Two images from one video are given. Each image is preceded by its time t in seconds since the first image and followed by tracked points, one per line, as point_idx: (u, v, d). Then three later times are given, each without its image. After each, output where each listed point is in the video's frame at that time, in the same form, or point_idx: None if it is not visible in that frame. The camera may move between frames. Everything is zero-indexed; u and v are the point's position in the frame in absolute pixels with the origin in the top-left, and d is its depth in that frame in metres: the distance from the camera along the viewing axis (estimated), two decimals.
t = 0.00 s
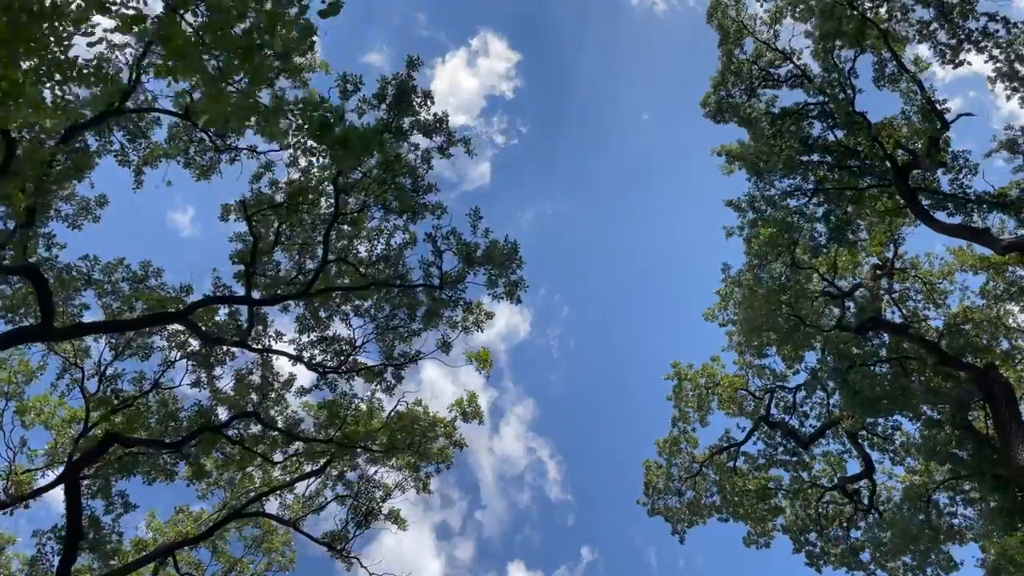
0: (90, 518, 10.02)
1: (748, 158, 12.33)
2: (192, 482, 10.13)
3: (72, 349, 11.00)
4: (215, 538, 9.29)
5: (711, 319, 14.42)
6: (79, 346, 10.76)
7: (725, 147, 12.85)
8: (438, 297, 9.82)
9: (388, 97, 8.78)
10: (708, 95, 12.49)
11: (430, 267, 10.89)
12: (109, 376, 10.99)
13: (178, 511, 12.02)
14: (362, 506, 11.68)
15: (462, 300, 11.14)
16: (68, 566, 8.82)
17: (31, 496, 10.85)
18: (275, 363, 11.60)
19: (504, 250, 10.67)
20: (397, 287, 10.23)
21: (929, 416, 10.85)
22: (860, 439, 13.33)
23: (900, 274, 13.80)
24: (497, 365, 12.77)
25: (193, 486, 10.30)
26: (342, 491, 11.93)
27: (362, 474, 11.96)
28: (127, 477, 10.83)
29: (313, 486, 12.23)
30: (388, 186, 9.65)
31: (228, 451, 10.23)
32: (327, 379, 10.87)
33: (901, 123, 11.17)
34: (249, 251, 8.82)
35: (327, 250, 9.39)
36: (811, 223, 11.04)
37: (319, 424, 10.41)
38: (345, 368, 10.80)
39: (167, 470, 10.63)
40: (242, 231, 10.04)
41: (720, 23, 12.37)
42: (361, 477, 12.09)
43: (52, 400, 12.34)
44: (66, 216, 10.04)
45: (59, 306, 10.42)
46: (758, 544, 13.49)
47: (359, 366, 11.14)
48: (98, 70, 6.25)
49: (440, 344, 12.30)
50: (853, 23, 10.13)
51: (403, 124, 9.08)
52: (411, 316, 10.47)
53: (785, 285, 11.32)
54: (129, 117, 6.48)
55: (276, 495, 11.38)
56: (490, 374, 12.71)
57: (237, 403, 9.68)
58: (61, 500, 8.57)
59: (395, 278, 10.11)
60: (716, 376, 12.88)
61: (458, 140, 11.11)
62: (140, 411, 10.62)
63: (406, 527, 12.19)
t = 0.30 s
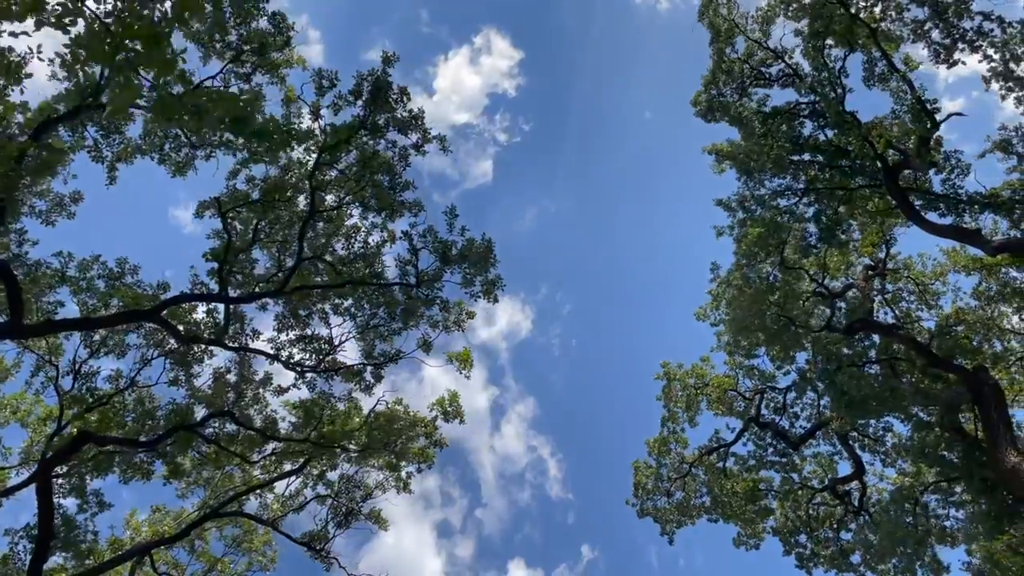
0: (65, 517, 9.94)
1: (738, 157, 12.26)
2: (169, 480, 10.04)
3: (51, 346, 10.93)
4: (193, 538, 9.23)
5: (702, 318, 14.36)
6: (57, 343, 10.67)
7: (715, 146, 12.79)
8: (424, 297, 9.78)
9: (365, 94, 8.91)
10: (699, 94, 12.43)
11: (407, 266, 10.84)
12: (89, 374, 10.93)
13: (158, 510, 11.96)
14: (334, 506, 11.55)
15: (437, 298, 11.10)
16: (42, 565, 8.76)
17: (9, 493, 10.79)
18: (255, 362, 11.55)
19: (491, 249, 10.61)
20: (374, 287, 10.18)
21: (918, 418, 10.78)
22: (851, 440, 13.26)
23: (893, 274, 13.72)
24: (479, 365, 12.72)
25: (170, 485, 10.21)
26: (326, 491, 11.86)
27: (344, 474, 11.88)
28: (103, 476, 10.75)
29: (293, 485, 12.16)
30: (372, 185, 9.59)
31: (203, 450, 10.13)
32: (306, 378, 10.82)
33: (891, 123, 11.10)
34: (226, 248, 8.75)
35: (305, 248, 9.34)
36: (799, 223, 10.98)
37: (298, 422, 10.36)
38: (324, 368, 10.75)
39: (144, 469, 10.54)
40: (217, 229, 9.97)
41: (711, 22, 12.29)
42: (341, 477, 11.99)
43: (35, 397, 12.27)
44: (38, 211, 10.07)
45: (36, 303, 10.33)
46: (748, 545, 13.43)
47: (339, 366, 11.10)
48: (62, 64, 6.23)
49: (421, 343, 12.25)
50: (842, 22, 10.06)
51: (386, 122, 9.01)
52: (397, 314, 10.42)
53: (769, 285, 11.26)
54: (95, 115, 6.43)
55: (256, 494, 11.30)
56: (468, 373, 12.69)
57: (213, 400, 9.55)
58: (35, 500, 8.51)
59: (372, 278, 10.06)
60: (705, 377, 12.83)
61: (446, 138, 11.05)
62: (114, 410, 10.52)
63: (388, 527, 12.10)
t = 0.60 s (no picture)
0: (42, 515, 9.89)
1: (730, 154, 12.17)
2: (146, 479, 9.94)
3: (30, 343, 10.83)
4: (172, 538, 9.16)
5: (695, 317, 14.28)
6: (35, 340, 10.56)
7: (708, 143, 12.70)
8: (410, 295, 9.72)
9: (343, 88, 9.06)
10: (691, 90, 12.35)
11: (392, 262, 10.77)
12: (70, 371, 10.89)
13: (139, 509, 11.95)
14: (312, 504, 11.47)
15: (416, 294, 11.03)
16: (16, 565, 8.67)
17: None
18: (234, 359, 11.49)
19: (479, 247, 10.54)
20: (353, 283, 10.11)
21: (910, 418, 10.70)
22: (844, 440, 13.19)
23: (887, 273, 13.63)
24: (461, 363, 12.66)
25: (148, 483, 10.14)
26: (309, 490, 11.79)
27: (326, 473, 11.81)
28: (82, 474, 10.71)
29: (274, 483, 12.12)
30: (358, 182, 9.51)
31: (182, 449, 10.06)
32: (285, 376, 10.76)
33: (884, 121, 11.00)
34: (203, 245, 8.63)
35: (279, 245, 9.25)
36: (789, 221, 10.89)
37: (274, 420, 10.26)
38: (305, 366, 10.69)
39: (123, 467, 10.50)
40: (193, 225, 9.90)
41: (704, 17, 12.18)
42: (323, 476, 11.93)
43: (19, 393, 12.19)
44: (13, 207, 10.01)
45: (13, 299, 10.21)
46: (740, 545, 13.36)
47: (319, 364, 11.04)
48: (28, 57, 6.14)
49: (403, 341, 12.20)
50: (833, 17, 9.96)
51: (364, 117, 9.00)
52: (383, 312, 10.35)
53: (756, 285, 11.17)
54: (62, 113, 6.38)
55: (238, 493, 11.25)
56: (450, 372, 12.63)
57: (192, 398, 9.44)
58: (8, 499, 8.42)
59: (348, 274, 9.97)
60: (696, 376, 12.75)
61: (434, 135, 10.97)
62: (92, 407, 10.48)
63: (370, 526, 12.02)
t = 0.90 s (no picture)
0: (21, 516, 9.85)
1: (721, 152, 12.10)
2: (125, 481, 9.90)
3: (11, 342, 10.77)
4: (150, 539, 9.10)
5: (688, 315, 14.21)
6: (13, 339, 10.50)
7: (699, 141, 12.63)
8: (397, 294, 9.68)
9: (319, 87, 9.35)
10: (682, 88, 12.29)
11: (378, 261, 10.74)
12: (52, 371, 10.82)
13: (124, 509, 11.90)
14: (298, 505, 11.44)
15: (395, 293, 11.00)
16: None
17: None
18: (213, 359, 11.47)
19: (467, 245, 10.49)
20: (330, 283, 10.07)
21: (902, 416, 10.61)
22: (836, 439, 13.14)
23: (880, 271, 13.56)
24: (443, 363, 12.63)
25: (128, 484, 10.11)
26: (295, 490, 11.75)
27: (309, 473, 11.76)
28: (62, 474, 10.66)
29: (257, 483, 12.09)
30: (342, 180, 9.47)
31: (165, 450, 10.03)
32: (265, 376, 10.72)
33: (874, 118, 10.93)
34: (180, 243, 8.58)
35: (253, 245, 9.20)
36: (778, 220, 10.85)
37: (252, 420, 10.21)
38: (284, 366, 10.65)
39: (103, 467, 10.47)
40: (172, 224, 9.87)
41: (695, 15, 12.13)
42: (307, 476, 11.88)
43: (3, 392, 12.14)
44: None
45: None
46: (733, 545, 13.31)
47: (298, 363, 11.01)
48: None
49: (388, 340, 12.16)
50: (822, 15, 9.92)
51: (346, 116, 8.96)
52: (370, 312, 10.31)
53: (745, 284, 11.11)
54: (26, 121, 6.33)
55: (222, 493, 11.19)
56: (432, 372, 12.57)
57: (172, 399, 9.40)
58: None
59: (324, 274, 9.93)
60: (687, 375, 12.70)
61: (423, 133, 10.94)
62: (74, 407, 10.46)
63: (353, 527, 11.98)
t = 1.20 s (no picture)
0: None
1: (709, 148, 12.03)
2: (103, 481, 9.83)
3: None
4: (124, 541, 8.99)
5: (678, 312, 14.15)
6: None
7: (688, 138, 12.56)
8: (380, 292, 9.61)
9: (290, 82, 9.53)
10: (670, 83, 12.21)
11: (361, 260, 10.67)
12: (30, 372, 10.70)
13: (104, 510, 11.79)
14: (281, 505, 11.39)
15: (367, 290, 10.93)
16: None
17: None
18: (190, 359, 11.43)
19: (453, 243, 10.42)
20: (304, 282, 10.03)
21: (892, 413, 10.53)
22: (827, 436, 13.08)
23: (871, 267, 13.50)
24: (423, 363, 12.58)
25: (106, 485, 10.04)
26: (275, 491, 11.65)
27: (290, 473, 11.68)
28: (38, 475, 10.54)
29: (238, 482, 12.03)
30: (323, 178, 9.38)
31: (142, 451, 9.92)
32: (243, 376, 10.67)
33: (863, 113, 10.86)
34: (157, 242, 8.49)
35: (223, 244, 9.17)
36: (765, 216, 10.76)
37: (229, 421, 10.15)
38: (261, 366, 10.60)
39: (80, 468, 10.39)
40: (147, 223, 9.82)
41: (683, 10, 12.04)
42: (288, 476, 11.77)
43: None
44: None
45: None
46: (724, 543, 13.24)
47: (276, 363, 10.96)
48: None
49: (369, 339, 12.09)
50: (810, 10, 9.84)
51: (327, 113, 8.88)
52: (354, 310, 10.23)
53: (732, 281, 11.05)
54: None
55: (204, 493, 11.09)
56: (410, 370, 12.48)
57: (146, 399, 9.32)
58: None
59: (296, 273, 9.88)
60: (676, 373, 12.63)
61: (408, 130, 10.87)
62: (52, 407, 10.38)
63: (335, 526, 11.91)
